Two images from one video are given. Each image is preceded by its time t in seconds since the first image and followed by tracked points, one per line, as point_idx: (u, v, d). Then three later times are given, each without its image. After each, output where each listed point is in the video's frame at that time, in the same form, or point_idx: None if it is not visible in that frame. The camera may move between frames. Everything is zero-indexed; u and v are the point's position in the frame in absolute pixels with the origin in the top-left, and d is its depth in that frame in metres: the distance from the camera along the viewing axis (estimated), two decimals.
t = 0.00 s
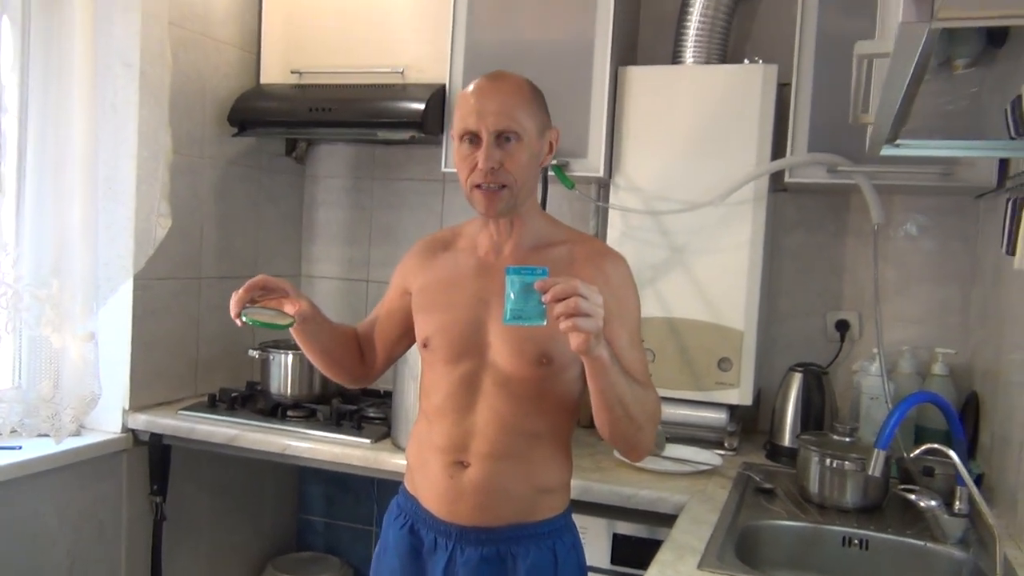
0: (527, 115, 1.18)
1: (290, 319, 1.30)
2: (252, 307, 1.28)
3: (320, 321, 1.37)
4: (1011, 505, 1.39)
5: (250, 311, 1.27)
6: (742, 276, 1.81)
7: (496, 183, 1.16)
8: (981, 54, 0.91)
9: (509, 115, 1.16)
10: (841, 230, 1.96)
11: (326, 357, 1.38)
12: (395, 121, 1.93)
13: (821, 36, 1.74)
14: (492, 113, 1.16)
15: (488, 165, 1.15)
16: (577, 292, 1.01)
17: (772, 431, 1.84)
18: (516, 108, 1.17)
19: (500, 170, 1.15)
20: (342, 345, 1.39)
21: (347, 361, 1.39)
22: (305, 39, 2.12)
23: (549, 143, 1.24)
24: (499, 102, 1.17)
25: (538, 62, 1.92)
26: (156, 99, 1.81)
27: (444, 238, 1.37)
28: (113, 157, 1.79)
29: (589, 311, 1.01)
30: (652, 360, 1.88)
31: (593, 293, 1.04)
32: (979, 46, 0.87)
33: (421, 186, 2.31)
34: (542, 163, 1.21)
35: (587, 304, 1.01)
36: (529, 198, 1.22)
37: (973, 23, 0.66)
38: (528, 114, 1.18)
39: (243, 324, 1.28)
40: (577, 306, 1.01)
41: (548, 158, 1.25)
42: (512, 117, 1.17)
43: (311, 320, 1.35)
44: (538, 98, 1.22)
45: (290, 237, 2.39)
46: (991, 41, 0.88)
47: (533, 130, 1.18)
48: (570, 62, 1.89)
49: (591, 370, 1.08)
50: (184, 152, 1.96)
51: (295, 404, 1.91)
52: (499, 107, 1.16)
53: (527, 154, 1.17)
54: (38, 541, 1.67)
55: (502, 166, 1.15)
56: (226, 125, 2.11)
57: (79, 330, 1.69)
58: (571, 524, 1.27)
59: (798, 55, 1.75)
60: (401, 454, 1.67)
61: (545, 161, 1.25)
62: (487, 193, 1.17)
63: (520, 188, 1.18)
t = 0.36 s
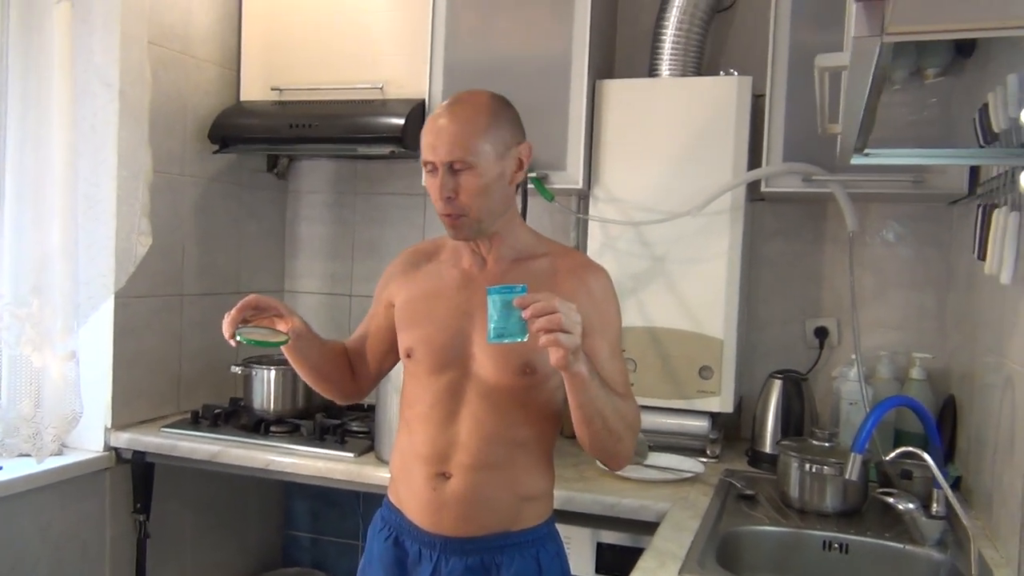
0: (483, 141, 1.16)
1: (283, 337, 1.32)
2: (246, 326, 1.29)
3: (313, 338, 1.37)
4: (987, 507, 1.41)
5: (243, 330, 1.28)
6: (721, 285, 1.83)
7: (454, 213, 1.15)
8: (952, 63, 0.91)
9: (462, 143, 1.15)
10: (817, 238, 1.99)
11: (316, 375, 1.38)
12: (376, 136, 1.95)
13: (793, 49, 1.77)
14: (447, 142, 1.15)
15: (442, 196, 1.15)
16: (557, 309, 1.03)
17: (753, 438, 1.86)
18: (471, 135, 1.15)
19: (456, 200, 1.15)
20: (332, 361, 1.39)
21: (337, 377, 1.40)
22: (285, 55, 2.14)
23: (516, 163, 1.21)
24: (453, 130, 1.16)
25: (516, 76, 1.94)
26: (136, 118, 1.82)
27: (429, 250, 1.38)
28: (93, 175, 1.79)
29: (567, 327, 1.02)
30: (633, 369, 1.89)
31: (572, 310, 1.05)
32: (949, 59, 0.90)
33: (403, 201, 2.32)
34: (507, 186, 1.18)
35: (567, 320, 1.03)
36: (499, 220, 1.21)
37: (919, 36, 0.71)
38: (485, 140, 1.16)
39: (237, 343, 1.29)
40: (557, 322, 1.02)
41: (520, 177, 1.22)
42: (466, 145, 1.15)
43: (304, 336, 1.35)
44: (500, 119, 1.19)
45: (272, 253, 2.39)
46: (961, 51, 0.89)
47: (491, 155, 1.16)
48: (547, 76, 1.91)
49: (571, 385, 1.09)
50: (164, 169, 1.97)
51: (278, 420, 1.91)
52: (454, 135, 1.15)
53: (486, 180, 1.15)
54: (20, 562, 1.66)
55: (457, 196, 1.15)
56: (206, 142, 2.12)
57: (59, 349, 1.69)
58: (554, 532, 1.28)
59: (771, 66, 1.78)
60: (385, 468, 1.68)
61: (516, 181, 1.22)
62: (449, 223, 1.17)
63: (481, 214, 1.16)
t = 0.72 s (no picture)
0: (443, 147, 1.16)
1: (304, 336, 1.31)
2: (268, 326, 1.30)
3: (346, 336, 1.39)
4: (992, 496, 1.41)
5: (264, 330, 1.30)
6: (722, 278, 1.83)
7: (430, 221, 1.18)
8: (950, 52, 0.92)
9: (424, 152, 1.16)
10: (818, 230, 1.99)
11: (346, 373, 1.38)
12: (375, 136, 1.95)
13: (789, 40, 1.77)
14: (413, 153, 1.18)
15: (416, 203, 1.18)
16: (518, 318, 1.00)
17: (757, 431, 1.86)
18: (432, 143, 1.16)
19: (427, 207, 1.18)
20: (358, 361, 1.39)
21: (370, 380, 1.41)
22: (282, 57, 2.14)
23: (483, 164, 1.17)
24: (418, 140, 1.17)
25: (513, 74, 1.94)
26: (134, 123, 1.83)
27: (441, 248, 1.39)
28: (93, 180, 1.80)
29: (530, 336, 0.99)
30: (636, 364, 1.89)
31: (539, 318, 1.02)
32: (946, 46, 0.89)
33: (403, 201, 2.33)
34: (475, 189, 1.16)
35: (528, 328, 1.00)
36: (481, 223, 1.20)
37: (911, 24, 0.72)
38: (445, 146, 1.16)
39: (260, 344, 1.30)
40: (517, 330, 0.99)
41: (494, 177, 1.18)
42: (429, 153, 1.16)
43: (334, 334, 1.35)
44: (467, 122, 1.17)
45: (273, 254, 2.40)
46: (958, 39, 0.89)
47: (450, 161, 1.15)
48: (545, 73, 1.91)
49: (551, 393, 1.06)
50: (164, 173, 1.98)
51: (283, 421, 1.92)
52: (418, 145, 1.17)
53: (449, 186, 1.15)
54: (27, 567, 1.67)
55: (426, 201, 1.17)
56: (205, 145, 2.12)
57: (62, 354, 1.69)
58: (557, 532, 1.27)
59: (768, 59, 1.78)
60: (389, 467, 1.68)
61: (490, 181, 1.19)
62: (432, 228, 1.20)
63: (452, 220, 1.17)
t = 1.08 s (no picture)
0: (429, 147, 1.21)
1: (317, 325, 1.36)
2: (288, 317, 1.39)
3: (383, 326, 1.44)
4: (999, 491, 1.41)
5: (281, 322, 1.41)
6: (728, 273, 1.82)
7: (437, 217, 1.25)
8: (958, 45, 0.91)
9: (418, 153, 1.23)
10: (825, 224, 1.98)
11: (380, 359, 1.43)
12: (379, 129, 1.95)
13: (796, 33, 1.76)
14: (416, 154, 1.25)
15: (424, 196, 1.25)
16: (476, 304, 0.96)
17: (762, 426, 1.86)
18: (422, 143, 1.22)
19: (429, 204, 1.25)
20: (393, 349, 1.43)
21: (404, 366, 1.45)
22: (287, 50, 2.13)
23: (462, 159, 1.18)
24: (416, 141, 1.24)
25: (518, 67, 1.93)
26: (139, 116, 1.83)
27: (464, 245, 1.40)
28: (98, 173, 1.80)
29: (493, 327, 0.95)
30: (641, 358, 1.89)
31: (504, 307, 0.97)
32: (955, 39, 0.89)
33: (408, 194, 2.32)
34: (458, 184, 1.19)
35: (486, 315, 0.95)
36: (479, 215, 1.22)
37: (925, 14, 0.71)
38: (430, 145, 1.21)
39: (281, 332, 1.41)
40: (480, 320, 0.95)
41: (477, 170, 1.19)
42: (422, 154, 1.23)
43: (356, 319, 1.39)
44: (452, 119, 1.20)
45: (278, 248, 2.40)
46: (967, 32, 0.88)
47: (433, 160, 1.20)
48: (551, 66, 1.91)
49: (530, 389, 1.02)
50: (169, 166, 1.98)
51: (287, 414, 1.92)
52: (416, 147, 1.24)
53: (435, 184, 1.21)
54: (33, 559, 1.67)
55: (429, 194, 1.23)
56: (210, 138, 2.12)
57: (67, 347, 1.69)
58: (558, 535, 1.25)
59: (776, 52, 1.77)
60: (394, 460, 1.68)
61: (476, 175, 1.19)
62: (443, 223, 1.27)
63: (446, 216, 1.23)
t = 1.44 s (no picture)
0: (438, 132, 1.24)
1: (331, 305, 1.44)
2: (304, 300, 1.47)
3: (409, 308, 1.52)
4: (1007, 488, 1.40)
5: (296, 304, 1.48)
6: (735, 267, 1.81)
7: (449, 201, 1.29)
8: (969, 37, 0.90)
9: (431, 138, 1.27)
10: (833, 218, 1.97)
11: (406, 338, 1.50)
12: (386, 121, 1.94)
13: (806, 26, 1.74)
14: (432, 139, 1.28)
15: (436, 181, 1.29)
16: (446, 292, 0.97)
17: (769, 421, 1.85)
18: (434, 129, 1.25)
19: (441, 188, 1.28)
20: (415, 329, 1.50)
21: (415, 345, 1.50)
22: (294, 41, 2.13)
23: (466, 147, 1.20)
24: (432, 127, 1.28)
25: (526, 58, 1.92)
26: (146, 107, 1.82)
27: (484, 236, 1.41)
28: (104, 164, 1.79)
29: (464, 317, 0.96)
30: (647, 352, 1.88)
31: (475, 293, 0.98)
32: (965, 32, 0.88)
33: (414, 186, 2.31)
34: (461, 170, 1.21)
35: (456, 302, 0.96)
36: (481, 202, 1.24)
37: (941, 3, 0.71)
38: (440, 131, 1.23)
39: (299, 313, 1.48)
40: (452, 309, 0.96)
41: (480, 158, 1.20)
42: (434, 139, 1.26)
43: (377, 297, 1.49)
44: (461, 106, 1.21)
45: (283, 239, 2.39)
46: (979, 24, 0.88)
47: (441, 145, 1.23)
48: (558, 58, 1.90)
49: (510, 379, 1.02)
50: (175, 157, 1.97)
51: (292, 406, 1.91)
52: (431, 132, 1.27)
53: (442, 169, 1.24)
54: (39, 549, 1.68)
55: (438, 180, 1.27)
56: (216, 129, 2.12)
57: (73, 338, 1.70)
58: (561, 530, 1.24)
59: (785, 45, 1.75)
60: (399, 453, 1.68)
61: (480, 162, 1.21)
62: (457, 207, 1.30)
63: (454, 201, 1.26)
